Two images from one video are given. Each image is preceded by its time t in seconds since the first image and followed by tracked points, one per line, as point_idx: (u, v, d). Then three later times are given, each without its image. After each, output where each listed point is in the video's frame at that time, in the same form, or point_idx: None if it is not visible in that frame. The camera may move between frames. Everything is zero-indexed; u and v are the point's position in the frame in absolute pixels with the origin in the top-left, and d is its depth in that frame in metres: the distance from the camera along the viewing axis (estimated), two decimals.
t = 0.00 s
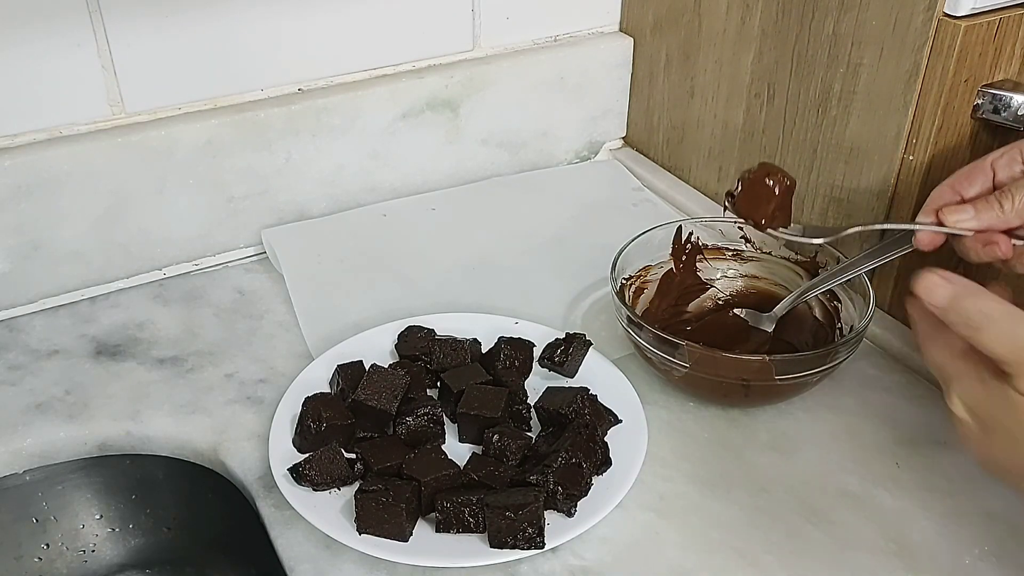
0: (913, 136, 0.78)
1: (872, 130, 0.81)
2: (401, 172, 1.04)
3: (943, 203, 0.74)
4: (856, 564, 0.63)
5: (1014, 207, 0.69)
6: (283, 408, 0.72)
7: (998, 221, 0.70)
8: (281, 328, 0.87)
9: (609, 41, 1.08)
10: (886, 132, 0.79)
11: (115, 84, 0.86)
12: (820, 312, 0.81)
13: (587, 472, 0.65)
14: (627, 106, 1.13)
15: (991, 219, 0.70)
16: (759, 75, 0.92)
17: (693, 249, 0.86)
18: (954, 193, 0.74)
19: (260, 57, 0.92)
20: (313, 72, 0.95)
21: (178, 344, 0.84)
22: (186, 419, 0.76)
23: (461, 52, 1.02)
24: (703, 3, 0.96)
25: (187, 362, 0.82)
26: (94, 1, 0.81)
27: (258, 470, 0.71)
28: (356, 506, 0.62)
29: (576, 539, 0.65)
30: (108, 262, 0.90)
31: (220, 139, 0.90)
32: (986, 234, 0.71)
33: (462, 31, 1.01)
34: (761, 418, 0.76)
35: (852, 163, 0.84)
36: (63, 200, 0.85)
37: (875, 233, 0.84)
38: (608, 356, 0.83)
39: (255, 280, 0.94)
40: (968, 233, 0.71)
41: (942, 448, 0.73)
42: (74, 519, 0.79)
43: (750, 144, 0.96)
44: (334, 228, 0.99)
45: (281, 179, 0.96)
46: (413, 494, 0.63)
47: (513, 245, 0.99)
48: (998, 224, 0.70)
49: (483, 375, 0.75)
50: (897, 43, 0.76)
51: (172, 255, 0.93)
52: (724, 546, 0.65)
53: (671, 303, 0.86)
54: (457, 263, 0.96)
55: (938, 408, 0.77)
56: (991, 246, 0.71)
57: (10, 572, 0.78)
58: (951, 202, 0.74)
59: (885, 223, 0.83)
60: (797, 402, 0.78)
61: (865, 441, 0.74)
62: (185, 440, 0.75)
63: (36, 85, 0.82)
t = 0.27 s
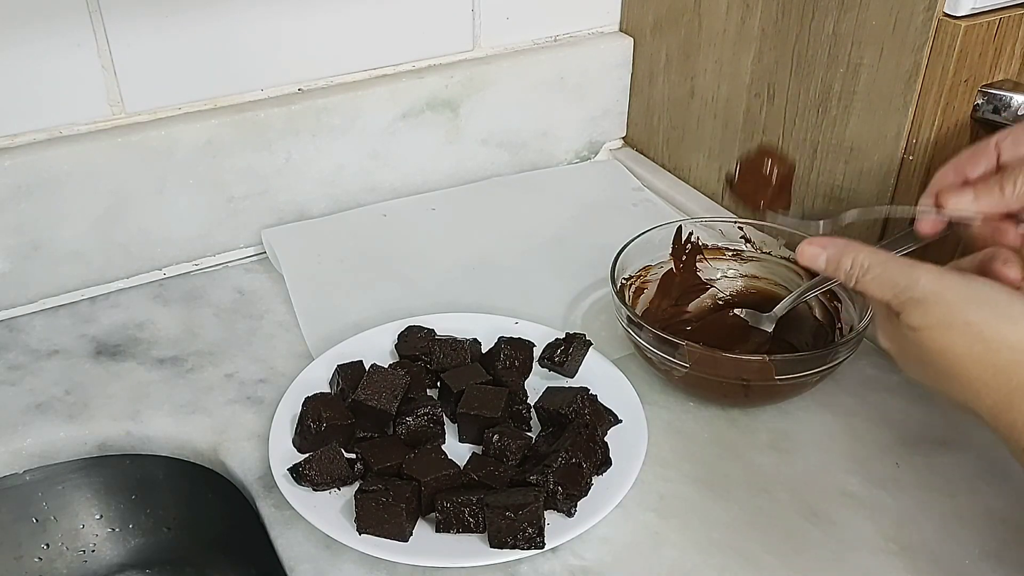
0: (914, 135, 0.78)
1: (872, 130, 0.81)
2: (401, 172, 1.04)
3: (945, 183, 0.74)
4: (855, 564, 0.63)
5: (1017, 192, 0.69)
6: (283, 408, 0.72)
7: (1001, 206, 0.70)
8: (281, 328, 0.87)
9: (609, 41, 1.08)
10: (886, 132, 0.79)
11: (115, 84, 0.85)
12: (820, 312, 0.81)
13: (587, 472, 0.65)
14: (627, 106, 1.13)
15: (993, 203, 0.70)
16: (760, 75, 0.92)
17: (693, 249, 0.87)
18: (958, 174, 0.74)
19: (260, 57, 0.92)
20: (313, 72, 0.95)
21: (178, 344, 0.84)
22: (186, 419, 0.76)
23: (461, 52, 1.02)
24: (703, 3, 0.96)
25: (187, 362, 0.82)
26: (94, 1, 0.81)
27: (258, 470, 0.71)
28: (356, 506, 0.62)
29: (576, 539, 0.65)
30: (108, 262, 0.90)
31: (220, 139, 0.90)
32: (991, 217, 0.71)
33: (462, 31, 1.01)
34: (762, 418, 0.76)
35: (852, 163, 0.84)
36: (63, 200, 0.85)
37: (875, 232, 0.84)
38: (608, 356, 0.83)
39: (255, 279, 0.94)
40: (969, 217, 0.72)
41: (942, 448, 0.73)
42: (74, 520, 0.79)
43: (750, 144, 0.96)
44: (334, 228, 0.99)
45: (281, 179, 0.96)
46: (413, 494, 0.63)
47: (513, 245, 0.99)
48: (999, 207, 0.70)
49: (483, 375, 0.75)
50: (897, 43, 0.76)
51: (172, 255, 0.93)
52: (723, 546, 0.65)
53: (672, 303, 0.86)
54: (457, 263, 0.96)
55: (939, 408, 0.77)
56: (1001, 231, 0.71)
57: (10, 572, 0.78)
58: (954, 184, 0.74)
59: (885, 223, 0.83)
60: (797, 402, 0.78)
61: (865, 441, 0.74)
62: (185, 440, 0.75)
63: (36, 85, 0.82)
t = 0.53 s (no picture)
0: (914, 136, 0.78)
1: (872, 130, 0.81)
2: (401, 172, 1.04)
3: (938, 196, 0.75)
4: (855, 564, 0.63)
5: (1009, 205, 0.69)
6: (283, 408, 0.72)
7: (993, 220, 0.70)
8: (281, 328, 0.87)
9: (609, 41, 1.08)
10: (886, 132, 0.79)
11: (116, 84, 0.86)
12: (821, 312, 0.81)
13: (587, 472, 0.65)
14: (627, 106, 1.13)
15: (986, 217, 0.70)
16: (760, 75, 0.92)
17: (693, 249, 0.85)
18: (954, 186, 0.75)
19: (260, 57, 0.92)
20: (313, 72, 0.95)
21: (178, 344, 0.84)
22: (186, 419, 0.76)
23: (462, 52, 1.02)
24: (703, 3, 0.96)
25: (187, 362, 0.82)
26: (94, 1, 0.81)
27: (258, 470, 0.71)
28: (356, 506, 0.62)
29: (576, 539, 0.65)
30: (108, 262, 0.90)
31: (220, 139, 0.90)
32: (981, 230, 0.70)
33: (462, 31, 1.01)
34: (762, 418, 0.76)
35: (852, 163, 0.84)
36: (62, 200, 0.85)
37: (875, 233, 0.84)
38: (608, 356, 0.83)
39: (255, 279, 0.94)
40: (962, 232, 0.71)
41: (941, 448, 0.73)
42: (74, 519, 0.79)
43: (750, 144, 0.96)
44: (334, 227, 0.99)
45: (281, 179, 0.96)
46: (413, 494, 0.63)
47: (512, 245, 0.99)
48: (991, 221, 0.70)
49: (483, 375, 0.75)
50: (897, 43, 0.76)
51: (172, 255, 0.93)
52: (723, 546, 0.65)
53: (671, 302, 0.85)
54: (457, 263, 0.96)
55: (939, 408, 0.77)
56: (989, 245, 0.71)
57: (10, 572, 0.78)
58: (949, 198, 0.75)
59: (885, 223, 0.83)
60: (797, 402, 0.78)
61: (865, 441, 0.74)
62: (185, 440, 0.75)
63: (36, 85, 0.82)
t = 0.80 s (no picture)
0: (914, 136, 0.78)
1: (872, 130, 0.81)
2: (401, 172, 1.04)
3: (927, 221, 0.76)
4: (855, 564, 0.63)
5: (996, 221, 0.71)
6: (283, 408, 0.72)
7: (981, 237, 0.72)
8: (281, 328, 0.87)
9: (609, 41, 1.08)
10: (886, 132, 0.79)
11: (116, 84, 0.86)
12: (820, 312, 0.81)
13: (587, 472, 0.65)
14: (627, 106, 1.13)
15: (973, 234, 0.72)
16: (759, 75, 0.92)
17: (693, 249, 0.87)
18: (943, 208, 0.76)
19: (260, 56, 0.92)
20: (313, 72, 0.95)
21: (178, 344, 0.84)
22: (186, 419, 0.76)
23: (462, 52, 1.02)
24: (703, 3, 0.96)
25: (187, 362, 0.82)
26: (94, 1, 0.81)
27: (258, 470, 0.71)
28: (356, 506, 0.62)
29: (576, 539, 0.65)
30: (108, 262, 0.90)
31: (220, 139, 0.90)
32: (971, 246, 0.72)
33: (462, 30, 1.01)
34: (762, 418, 0.76)
35: (852, 163, 0.84)
36: (62, 200, 0.85)
37: (875, 233, 0.84)
38: (608, 356, 0.83)
39: (256, 279, 0.94)
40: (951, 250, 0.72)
41: (941, 448, 0.73)
42: (74, 520, 0.79)
43: (750, 145, 0.96)
44: (334, 227, 0.99)
45: (281, 179, 0.96)
46: (413, 494, 0.63)
47: (512, 245, 0.99)
48: (980, 239, 0.72)
49: (483, 375, 0.75)
50: (897, 43, 0.76)
51: (172, 255, 0.93)
52: (723, 546, 0.65)
53: (672, 303, 0.86)
54: (456, 263, 0.96)
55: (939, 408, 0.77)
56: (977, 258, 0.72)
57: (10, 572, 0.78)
58: (938, 219, 0.76)
59: (885, 223, 0.83)
60: (797, 402, 0.78)
61: (865, 442, 0.74)
62: (184, 441, 0.75)
63: (36, 85, 0.82)
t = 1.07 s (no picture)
0: (914, 136, 0.78)
1: (872, 130, 0.81)
2: (401, 172, 1.04)
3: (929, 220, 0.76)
4: (855, 564, 0.63)
5: (1000, 222, 0.70)
6: (283, 408, 0.72)
7: (985, 237, 0.71)
8: (281, 328, 0.87)
9: (610, 41, 1.08)
10: (886, 132, 0.79)
11: (116, 84, 0.86)
12: (820, 312, 0.81)
13: (587, 472, 0.65)
14: (627, 106, 1.13)
15: (976, 236, 0.71)
16: (760, 75, 0.92)
17: (693, 249, 0.87)
18: (946, 207, 0.75)
19: (260, 56, 0.91)
20: (313, 72, 0.95)
21: (178, 344, 0.84)
22: (186, 419, 0.76)
23: (461, 52, 1.02)
24: (703, 3, 0.96)
25: (187, 362, 0.82)
26: (94, 1, 0.81)
27: (258, 470, 0.71)
28: (356, 506, 0.62)
29: (576, 539, 0.65)
30: (108, 262, 0.90)
31: (220, 139, 0.90)
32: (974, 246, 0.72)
33: (462, 30, 1.01)
34: (762, 418, 0.76)
35: (852, 163, 0.84)
36: (62, 200, 0.85)
37: (875, 234, 0.84)
38: (608, 356, 0.83)
39: (256, 279, 0.94)
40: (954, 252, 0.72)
41: (941, 448, 0.73)
42: (74, 520, 0.79)
43: (750, 144, 0.96)
44: (334, 227, 0.99)
45: (281, 179, 0.96)
46: (413, 494, 0.63)
47: (512, 245, 0.99)
48: (985, 239, 0.72)
49: (483, 375, 0.75)
50: (897, 44, 0.76)
51: (172, 255, 0.93)
52: (723, 546, 0.65)
53: (671, 303, 0.86)
54: (456, 263, 0.96)
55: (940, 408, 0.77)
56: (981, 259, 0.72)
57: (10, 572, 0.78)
58: (940, 219, 0.75)
59: (885, 223, 0.83)
60: (797, 402, 0.78)
61: (865, 441, 0.74)
62: (184, 441, 0.75)
63: (36, 85, 0.82)
